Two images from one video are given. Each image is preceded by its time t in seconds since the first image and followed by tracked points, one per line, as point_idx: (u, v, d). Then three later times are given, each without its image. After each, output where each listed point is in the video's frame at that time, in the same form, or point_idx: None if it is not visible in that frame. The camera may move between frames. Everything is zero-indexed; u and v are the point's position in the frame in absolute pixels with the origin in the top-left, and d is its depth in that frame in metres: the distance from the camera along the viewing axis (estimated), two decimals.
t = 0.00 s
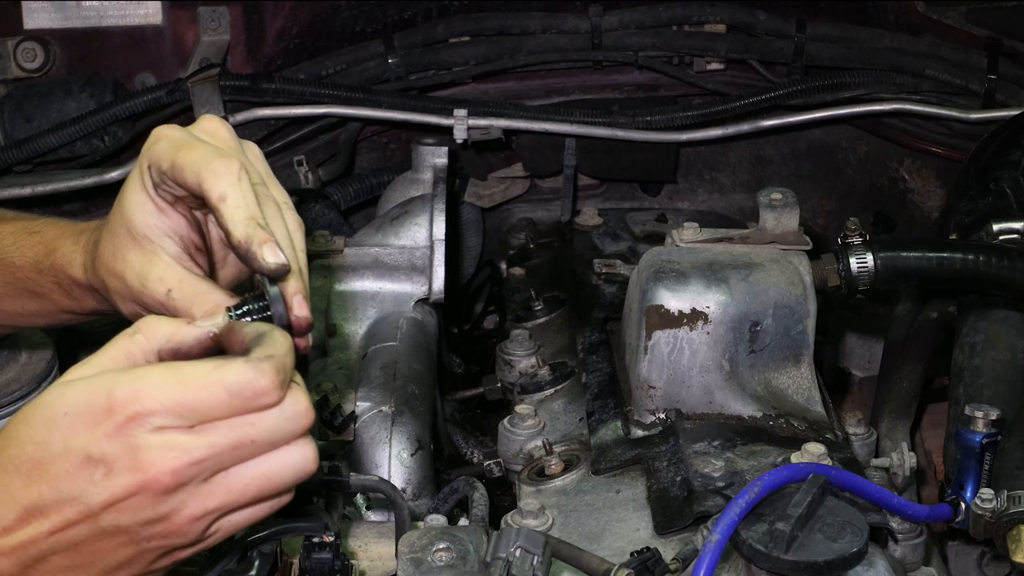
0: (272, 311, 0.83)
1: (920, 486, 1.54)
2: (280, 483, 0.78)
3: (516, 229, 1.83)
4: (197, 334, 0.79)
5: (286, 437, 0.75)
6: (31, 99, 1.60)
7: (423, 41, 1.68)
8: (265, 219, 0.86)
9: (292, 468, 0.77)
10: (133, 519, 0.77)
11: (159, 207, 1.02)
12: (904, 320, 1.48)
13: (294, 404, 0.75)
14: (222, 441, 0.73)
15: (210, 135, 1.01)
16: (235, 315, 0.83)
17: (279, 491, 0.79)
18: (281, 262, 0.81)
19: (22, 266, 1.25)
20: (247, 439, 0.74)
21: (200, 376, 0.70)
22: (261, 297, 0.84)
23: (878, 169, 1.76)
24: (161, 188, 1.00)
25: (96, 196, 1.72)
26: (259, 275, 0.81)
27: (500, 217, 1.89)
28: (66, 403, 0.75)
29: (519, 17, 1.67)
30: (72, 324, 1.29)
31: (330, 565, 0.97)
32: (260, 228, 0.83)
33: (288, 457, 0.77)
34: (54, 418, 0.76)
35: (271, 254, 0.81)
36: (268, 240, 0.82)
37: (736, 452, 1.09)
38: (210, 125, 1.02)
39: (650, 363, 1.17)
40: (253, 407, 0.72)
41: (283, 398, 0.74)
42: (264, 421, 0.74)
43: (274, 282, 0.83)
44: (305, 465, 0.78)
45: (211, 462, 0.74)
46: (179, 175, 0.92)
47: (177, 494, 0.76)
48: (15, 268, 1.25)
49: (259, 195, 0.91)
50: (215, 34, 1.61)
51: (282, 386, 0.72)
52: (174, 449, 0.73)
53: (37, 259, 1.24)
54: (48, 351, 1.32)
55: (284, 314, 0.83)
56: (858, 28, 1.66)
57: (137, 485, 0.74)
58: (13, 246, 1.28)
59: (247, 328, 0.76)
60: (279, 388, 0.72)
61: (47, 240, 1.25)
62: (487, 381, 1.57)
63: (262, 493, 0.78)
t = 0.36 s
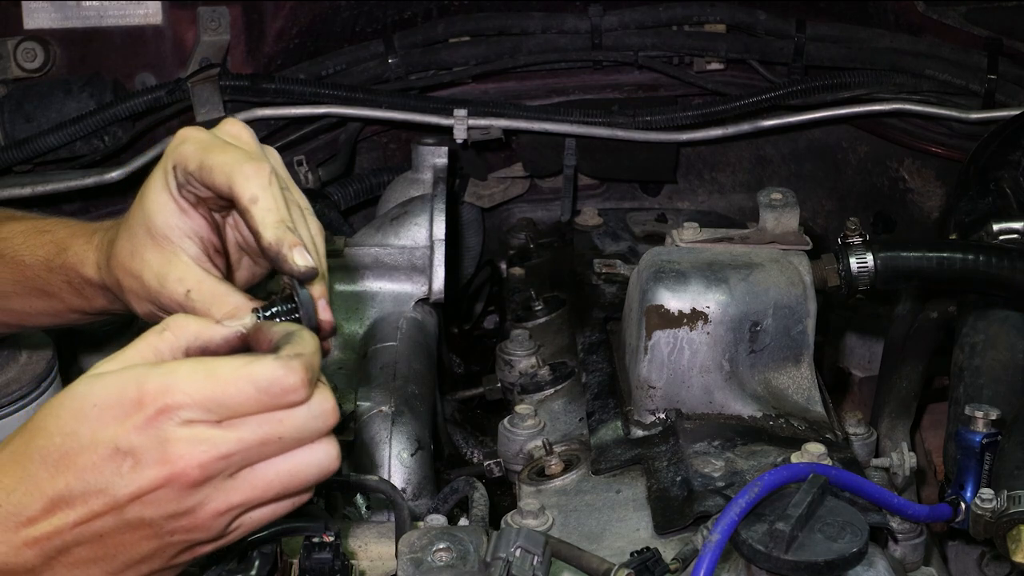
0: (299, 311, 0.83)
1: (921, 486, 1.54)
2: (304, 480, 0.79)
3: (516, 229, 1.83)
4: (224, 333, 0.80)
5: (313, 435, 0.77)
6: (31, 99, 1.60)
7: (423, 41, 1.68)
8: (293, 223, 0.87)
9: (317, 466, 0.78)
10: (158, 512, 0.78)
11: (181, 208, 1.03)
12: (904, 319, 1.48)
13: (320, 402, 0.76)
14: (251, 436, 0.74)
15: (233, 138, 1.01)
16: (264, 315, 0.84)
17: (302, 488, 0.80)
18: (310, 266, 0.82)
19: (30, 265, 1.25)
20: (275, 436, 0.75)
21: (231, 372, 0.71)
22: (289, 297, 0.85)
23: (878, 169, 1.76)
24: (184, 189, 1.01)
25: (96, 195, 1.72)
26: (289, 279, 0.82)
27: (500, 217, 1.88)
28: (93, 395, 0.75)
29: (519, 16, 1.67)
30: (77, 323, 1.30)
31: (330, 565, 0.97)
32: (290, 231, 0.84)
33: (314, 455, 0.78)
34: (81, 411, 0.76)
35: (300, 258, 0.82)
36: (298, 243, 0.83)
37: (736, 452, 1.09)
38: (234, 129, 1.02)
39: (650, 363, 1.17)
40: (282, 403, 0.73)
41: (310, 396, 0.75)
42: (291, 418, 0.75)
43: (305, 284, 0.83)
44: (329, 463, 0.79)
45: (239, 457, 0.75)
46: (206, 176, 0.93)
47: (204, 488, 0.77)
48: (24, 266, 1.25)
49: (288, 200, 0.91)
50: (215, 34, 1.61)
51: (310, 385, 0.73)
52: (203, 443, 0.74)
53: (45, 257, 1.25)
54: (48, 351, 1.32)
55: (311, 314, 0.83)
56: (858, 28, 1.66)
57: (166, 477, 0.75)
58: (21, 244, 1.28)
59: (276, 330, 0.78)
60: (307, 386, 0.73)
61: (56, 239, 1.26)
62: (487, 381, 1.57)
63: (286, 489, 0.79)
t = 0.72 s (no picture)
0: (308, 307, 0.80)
1: (920, 486, 1.54)
2: (312, 477, 0.78)
3: (516, 229, 1.83)
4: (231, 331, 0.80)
5: (319, 431, 0.76)
6: (31, 99, 1.60)
7: (423, 41, 1.67)
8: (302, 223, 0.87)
9: (323, 462, 0.78)
10: (166, 510, 0.77)
11: (185, 205, 1.03)
12: (904, 319, 1.47)
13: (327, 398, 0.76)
14: (257, 432, 0.74)
15: (239, 137, 1.02)
16: (271, 315, 0.83)
17: (309, 485, 0.80)
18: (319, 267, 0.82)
19: (32, 262, 1.26)
20: (281, 432, 0.75)
21: (237, 367, 0.71)
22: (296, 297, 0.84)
23: (878, 169, 1.76)
24: (190, 187, 1.02)
25: (96, 195, 1.72)
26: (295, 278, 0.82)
27: (500, 217, 1.88)
28: (102, 392, 0.76)
29: (519, 16, 1.67)
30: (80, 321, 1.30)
31: (330, 565, 0.97)
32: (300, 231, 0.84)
33: (321, 452, 0.78)
34: (91, 407, 0.76)
35: (309, 257, 0.82)
36: (306, 243, 0.83)
37: (736, 452, 1.09)
38: (240, 128, 1.03)
39: (650, 363, 1.17)
40: (289, 399, 0.73)
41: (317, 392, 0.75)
42: (298, 414, 0.74)
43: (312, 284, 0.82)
44: (335, 459, 0.79)
45: (246, 454, 0.75)
46: (214, 174, 0.93)
47: (211, 484, 0.76)
48: (25, 263, 1.26)
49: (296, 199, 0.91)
50: (215, 34, 1.61)
51: (315, 381, 0.73)
52: (209, 439, 0.74)
53: (47, 254, 1.26)
54: (48, 351, 1.32)
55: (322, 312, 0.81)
56: (858, 28, 1.66)
57: (173, 474, 0.75)
58: (23, 242, 1.29)
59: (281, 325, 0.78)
60: (313, 381, 0.73)
61: (58, 235, 1.27)
62: (487, 381, 1.57)
63: (294, 486, 0.79)
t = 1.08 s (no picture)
0: (295, 310, 0.83)
1: (921, 486, 1.54)
2: (294, 473, 0.79)
3: (516, 229, 1.83)
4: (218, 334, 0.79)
5: (301, 426, 0.77)
6: (31, 99, 1.60)
7: (423, 41, 1.67)
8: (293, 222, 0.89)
9: (306, 458, 0.78)
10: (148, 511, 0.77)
11: (181, 195, 1.05)
12: (904, 319, 1.47)
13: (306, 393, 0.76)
14: (236, 430, 0.74)
15: (245, 136, 1.02)
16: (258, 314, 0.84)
17: (294, 482, 0.80)
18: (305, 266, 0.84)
19: (30, 250, 1.26)
20: (261, 428, 0.75)
21: (214, 366, 0.72)
22: (284, 297, 0.85)
23: (878, 169, 1.76)
24: (189, 177, 1.03)
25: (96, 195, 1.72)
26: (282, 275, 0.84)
27: (501, 217, 1.88)
28: (82, 396, 0.76)
29: (519, 16, 1.67)
30: (78, 313, 1.30)
31: (330, 565, 0.97)
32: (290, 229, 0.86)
33: (303, 448, 0.79)
34: (71, 410, 0.76)
35: (296, 256, 0.84)
36: (294, 241, 0.84)
37: (736, 452, 1.09)
38: (246, 127, 1.03)
39: (650, 363, 1.17)
40: (266, 394, 0.73)
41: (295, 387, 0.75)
42: (277, 410, 0.75)
43: (299, 282, 0.84)
44: (319, 454, 0.79)
45: (226, 451, 0.75)
46: (212, 167, 0.95)
47: (192, 483, 0.76)
48: (23, 252, 1.26)
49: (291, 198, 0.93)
50: (215, 34, 1.61)
51: (294, 380, 0.74)
52: (188, 437, 0.74)
53: (45, 242, 1.26)
54: (48, 349, 1.32)
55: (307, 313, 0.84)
56: (858, 28, 1.66)
57: (153, 474, 0.75)
58: (21, 232, 1.29)
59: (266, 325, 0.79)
60: (290, 377, 0.74)
61: (55, 223, 1.27)
62: (487, 381, 1.57)
63: (276, 483, 0.79)
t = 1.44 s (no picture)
0: (276, 287, 0.80)
1: (920, 486, 1.54)
2: (268, 434, 0.78)
3: (516, 229, 1.83)
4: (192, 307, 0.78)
5: (269, 386, 0.76)
6: (31, 99, 1.60)
7: (423, 41, 1.67)
8: (277, 199, 0.90)
9: (278, 418, 0.78)
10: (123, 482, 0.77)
11: (178, 177, 1.06)
12: (904, 319, 1.48)
13: (270, 351, 0.75)
14: (200, 391, 0.73)
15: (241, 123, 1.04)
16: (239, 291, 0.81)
17: (269, 446, 0.79)
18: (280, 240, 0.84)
19: (26, 249, 1.26)
20: (226, 388, 0.74)
21: (170, 325, 0.71)
22: (263, 272, 0.83)
23: (878, 169, 1.76)
24: (185, 160, 1.04)
25: (96, 195, 1.72)
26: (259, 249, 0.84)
27: (501, 217, 1.88)
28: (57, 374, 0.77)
29: (519, 17, 1.67)
30: (73, 315, 1.30)
31: (330, 565, 0.97)
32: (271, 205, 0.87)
33: (275, 408, 0.78)
34: (48, 389, 0.78)
35: (274, 230, 0.84)
36: (273, 217, 0.85)
37: (736, 452, 1.09)
38: (244, 114, 1.04)
39: (650, 363, 1.17)
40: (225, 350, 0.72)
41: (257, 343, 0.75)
42: (239, 368, 0.74)
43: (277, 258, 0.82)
44: (292, 414, 0.78)
45: (193, 414, 0.74)
46: (204, 148, 0.96)
47: (163, 449, 0.75)
48: (19, 250, 1.27)
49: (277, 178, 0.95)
50: (215, 34, 1.61)
51: (252, 331, 0.73)
52: (152, 401, 0.73)
53: (43, 241, 1.26)
54: (48, 349, 1.32)
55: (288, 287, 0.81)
56: (858, 28, 1.66)
57: (122, 441, 0.74)
58: (19, 231, 1.29)
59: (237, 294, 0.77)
60: (248, 332, 0.72)
61: (54, 224, 1.28)
62: (487, 381, 1.56)
63: (251, 447, 0.78)
